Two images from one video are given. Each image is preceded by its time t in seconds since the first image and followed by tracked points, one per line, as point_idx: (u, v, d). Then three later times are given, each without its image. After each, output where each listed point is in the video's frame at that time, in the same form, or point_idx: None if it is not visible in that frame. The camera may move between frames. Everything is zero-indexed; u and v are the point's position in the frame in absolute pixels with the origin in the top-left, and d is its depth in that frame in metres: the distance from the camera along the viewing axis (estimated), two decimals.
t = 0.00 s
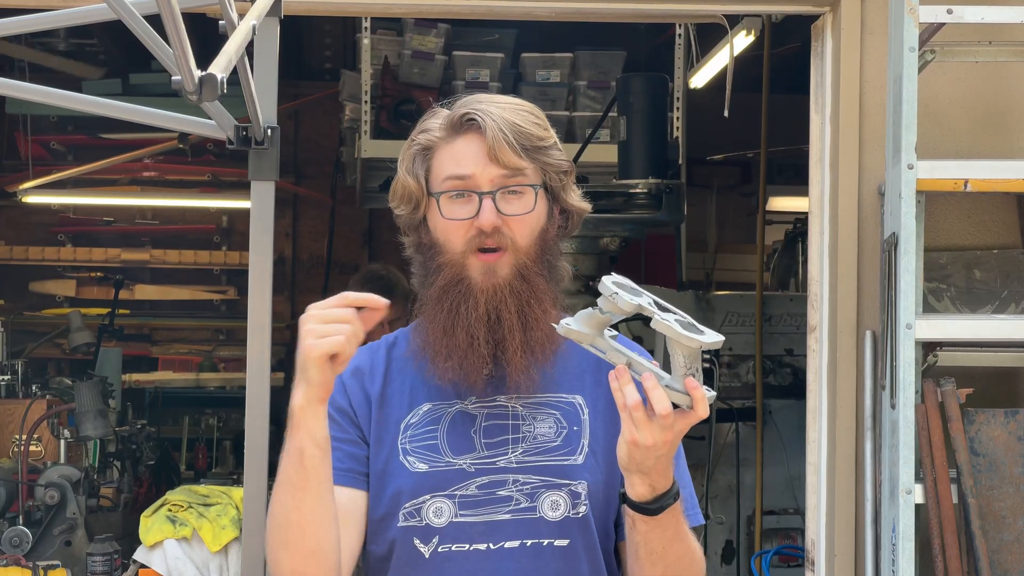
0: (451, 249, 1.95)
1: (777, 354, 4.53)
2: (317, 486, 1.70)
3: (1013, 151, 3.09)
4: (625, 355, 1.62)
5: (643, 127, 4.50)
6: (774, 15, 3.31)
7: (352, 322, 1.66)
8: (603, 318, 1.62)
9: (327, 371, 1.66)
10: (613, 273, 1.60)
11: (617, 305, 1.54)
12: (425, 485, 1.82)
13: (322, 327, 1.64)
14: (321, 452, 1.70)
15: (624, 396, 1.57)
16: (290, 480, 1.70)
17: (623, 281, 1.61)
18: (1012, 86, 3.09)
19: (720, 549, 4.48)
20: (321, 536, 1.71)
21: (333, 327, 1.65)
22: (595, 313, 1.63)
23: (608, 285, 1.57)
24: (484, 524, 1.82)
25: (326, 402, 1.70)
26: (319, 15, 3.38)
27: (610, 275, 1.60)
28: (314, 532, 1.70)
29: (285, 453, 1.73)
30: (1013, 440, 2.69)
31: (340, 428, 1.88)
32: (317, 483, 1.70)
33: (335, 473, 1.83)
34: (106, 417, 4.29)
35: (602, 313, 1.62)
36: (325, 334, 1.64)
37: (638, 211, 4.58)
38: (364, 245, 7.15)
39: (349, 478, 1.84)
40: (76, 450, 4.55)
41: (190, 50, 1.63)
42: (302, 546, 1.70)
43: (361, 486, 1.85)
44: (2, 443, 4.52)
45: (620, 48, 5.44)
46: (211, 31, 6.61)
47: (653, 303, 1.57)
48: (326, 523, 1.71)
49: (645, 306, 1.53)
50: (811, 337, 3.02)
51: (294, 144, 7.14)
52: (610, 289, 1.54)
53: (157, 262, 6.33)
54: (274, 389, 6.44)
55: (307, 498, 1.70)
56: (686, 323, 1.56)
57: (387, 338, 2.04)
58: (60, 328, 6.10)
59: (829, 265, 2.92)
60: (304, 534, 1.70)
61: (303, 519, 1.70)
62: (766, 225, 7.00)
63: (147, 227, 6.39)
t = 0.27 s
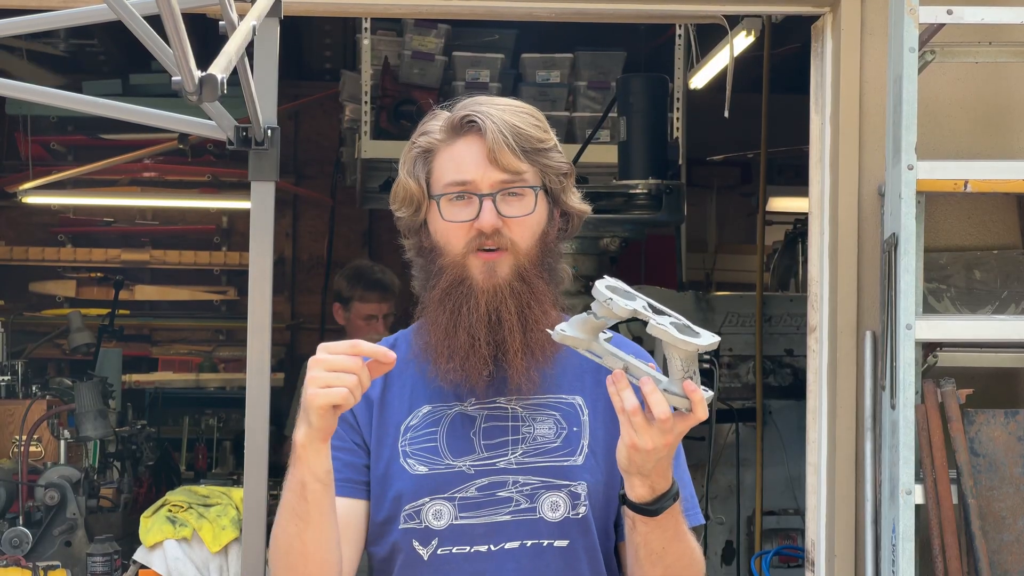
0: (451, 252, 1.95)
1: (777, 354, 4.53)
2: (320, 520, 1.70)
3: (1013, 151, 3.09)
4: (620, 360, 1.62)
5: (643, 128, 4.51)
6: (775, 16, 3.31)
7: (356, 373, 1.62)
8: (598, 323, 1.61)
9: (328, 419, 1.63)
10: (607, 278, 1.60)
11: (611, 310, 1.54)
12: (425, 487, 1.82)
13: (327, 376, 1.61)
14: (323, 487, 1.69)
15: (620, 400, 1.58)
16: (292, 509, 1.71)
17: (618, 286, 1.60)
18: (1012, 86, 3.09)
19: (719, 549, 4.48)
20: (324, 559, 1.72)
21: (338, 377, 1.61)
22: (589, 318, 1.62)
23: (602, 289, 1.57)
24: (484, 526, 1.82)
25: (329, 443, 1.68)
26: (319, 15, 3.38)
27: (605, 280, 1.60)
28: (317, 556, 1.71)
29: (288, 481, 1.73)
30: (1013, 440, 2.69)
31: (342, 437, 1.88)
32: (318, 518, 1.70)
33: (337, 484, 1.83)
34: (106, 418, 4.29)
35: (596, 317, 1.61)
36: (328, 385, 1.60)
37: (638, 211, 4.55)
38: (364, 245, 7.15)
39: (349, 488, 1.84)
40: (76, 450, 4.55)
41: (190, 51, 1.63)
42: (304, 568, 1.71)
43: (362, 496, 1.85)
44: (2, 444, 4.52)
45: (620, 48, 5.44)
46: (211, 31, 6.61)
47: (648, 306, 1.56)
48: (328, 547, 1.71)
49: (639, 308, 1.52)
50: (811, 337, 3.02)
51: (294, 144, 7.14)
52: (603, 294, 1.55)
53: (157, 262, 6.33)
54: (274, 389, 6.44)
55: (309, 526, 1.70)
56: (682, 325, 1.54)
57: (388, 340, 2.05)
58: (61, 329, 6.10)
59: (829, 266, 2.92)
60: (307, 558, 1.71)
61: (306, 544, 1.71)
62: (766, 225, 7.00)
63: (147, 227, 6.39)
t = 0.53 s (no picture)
0: (454, 255, 1.96)
1: (777, 354, 4.53)
2: (334, 557, 1.70)
3: (1013, 151, 3.09)
4: (616, 385, 1.53)
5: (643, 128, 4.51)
6: (775, 16, 3.31)
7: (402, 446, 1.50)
8: (594, 348, 1.52)
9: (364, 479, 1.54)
10: (601, 301, 1.52)
11: (603, 337, 1.46)
12: (423, 486, 1.82)
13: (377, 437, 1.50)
14: (341, 531, 1.68)
15: (616, 425, 1.53)
16: (308, 548, 1.70)
17: (613, 309, 1.51)
18: (1013, 86, 3.09)
19: (720, 549, 4.48)
20: None
21: (382, 452, 1.50)
22: (584, 342, 1.52)
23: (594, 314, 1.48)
24: (482, 525, 1.82)
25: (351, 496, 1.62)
26: (319, 15, 3.38)
27: (598, 303, 1.52)
28: None
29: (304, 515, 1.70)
30: (1013, 440, 2.69)
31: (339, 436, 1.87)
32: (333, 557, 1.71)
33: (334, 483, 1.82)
34: (106, 417, 4.29)
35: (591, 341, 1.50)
36: (373, 461, 1.50)
37: (638, 211, 4.56)
38: (364, 245, 7.15)
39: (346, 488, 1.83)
40: (76, 450, 4.56)
41: (190, 50, 1.63)
42: None
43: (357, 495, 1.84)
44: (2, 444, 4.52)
45: (620, 48, 5.44)
46: (211, 31, 6.62)
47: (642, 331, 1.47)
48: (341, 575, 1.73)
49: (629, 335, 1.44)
50: (811, 337, 3.02)
51: (294, 144, 7.14)
52: (596, 319, 1.47)
53: (157, 262, 6.33)
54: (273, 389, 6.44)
55: (324, 562, 1.70)
56: (675, 349, 1.44)
57: (386, 338, 2.03)
58: (60, 329, 6.10)
59: (829, 265, 2.92)
60: None
61: None
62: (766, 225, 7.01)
63: (147, 227, 6.40)
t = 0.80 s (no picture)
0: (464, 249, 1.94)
1: (777, 354, 4.53)
2: (330, 493, 1.59)
3: (1013, 151, 3.09)
4: (608, 416, 1.51)
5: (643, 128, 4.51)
6: (775, 16, 3.30)
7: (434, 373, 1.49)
8: (588, 377, 1.53)
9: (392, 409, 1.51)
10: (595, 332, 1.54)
11: (591, 368, 1.48)
12: (430, 482, 1.82)
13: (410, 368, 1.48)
14: (341, 465, 1.56)
15: (606, 455, 1.51)
16: (303, 480, 1.58)
17: (607, 340, 1.54)
18: (1013, 87, 3.09)
19: (719, 549, 4.48)
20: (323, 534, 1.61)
21: (413, 366, 1.48)
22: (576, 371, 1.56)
23: (586, 344, 1.52)
24: (487, 523, 1.81)
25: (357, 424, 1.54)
26: (319, 15, 3.38)
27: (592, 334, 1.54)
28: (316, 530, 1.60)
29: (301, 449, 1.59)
30: (1013, 440, 2.69)
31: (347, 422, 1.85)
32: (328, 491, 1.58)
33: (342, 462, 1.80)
34: (106, 417, 4.29)
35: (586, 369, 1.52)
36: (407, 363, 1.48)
37: (638, 211, 4.57)
38: (364, 245, 7.15)
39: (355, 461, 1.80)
40: (76, 450, 4.56)
41: (190, 51, 1.62)
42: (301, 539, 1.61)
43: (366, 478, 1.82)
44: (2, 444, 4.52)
45: (620, 48, 5.44)
46: (211, 31, 6.62)
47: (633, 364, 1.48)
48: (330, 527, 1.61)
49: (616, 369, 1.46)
50: (811, 337, 3.02)
51: (294, 144, 7.14)
52: (586, 353, 1.49)
53: (157, 262, 6.33)
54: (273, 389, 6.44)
55: (315, 498, 1.58)
56: (663, 386, 1.45)
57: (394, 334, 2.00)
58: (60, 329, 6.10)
59: (829, 265, 2.92)
60: (307, 534, 1.60)
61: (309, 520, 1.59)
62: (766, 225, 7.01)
63: (147, 227, 6.40)
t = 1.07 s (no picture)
0: (482, 250, 1.93)
1: (777, 354, 4.53)
2: (345, 456, 1.58)
3: (1013, 152, 3.09)
4: (604, 413, 1.55)
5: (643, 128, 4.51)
6: (775, 16, 3.31)
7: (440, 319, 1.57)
8: (585, 374, 1.58)
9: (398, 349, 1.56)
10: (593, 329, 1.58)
11: (592, 364, 1.51)
12: (437, 479, 1.81)
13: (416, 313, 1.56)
14: (358, 420, 1.58)
15: (609, 452, 1.52)
16: (320, 443, 1.57)
17: (602, 338, 1.57)
18: (1013, 87, 3.09)
19: (719, 549, 4.48)
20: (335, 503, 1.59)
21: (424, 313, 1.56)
22: (574, 369, 1.59)
23: (584, 342, 1.54)
24: (493, 521, 1.81)
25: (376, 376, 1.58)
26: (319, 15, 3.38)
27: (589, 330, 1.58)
28: (329, 496, 1.58)
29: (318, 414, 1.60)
30: (1013, 440, 2.69)
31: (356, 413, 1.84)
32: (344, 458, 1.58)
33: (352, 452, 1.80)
34: (106, 418, 4.29)
35: (581, 367, 1.58)
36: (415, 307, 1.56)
37: (638, 211, 4.48)
38: (364, 245, 7.16)
39: (366, 456, 1.82)
40: (76, 450, 4.56)
41: (190, 51, 1.62)
42: (312, 506, 1.57)
43: (377, 467, 1.83)
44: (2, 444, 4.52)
45: (620, 48, 5.44)
46: (211, 31, 6.62)
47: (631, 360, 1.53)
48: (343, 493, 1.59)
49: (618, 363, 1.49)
50: (811, 337, 3.02)
51: (294, 144, 7.14)
52: (584, 347, 1.52)
53: (157, 262, 6.33)
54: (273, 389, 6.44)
55: (334, 458, 1.57)
56: (664, 380, 1.50)
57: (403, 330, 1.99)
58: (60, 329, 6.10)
59: (829, 265, 2.92)
60: (322, 502, 1.57)
61: (322, 479, 1.57)
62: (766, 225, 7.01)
63: (147, 227, 6.40)
